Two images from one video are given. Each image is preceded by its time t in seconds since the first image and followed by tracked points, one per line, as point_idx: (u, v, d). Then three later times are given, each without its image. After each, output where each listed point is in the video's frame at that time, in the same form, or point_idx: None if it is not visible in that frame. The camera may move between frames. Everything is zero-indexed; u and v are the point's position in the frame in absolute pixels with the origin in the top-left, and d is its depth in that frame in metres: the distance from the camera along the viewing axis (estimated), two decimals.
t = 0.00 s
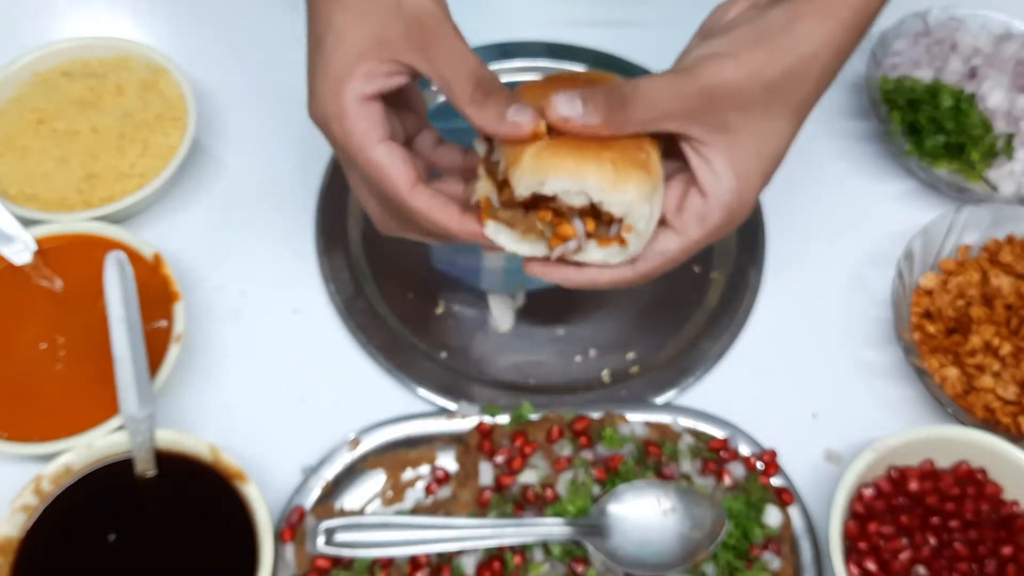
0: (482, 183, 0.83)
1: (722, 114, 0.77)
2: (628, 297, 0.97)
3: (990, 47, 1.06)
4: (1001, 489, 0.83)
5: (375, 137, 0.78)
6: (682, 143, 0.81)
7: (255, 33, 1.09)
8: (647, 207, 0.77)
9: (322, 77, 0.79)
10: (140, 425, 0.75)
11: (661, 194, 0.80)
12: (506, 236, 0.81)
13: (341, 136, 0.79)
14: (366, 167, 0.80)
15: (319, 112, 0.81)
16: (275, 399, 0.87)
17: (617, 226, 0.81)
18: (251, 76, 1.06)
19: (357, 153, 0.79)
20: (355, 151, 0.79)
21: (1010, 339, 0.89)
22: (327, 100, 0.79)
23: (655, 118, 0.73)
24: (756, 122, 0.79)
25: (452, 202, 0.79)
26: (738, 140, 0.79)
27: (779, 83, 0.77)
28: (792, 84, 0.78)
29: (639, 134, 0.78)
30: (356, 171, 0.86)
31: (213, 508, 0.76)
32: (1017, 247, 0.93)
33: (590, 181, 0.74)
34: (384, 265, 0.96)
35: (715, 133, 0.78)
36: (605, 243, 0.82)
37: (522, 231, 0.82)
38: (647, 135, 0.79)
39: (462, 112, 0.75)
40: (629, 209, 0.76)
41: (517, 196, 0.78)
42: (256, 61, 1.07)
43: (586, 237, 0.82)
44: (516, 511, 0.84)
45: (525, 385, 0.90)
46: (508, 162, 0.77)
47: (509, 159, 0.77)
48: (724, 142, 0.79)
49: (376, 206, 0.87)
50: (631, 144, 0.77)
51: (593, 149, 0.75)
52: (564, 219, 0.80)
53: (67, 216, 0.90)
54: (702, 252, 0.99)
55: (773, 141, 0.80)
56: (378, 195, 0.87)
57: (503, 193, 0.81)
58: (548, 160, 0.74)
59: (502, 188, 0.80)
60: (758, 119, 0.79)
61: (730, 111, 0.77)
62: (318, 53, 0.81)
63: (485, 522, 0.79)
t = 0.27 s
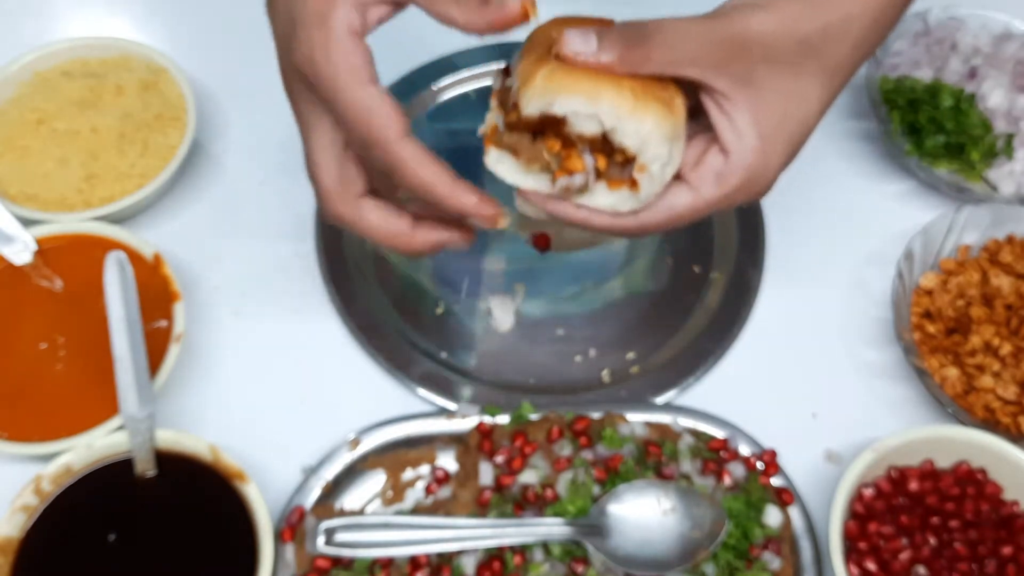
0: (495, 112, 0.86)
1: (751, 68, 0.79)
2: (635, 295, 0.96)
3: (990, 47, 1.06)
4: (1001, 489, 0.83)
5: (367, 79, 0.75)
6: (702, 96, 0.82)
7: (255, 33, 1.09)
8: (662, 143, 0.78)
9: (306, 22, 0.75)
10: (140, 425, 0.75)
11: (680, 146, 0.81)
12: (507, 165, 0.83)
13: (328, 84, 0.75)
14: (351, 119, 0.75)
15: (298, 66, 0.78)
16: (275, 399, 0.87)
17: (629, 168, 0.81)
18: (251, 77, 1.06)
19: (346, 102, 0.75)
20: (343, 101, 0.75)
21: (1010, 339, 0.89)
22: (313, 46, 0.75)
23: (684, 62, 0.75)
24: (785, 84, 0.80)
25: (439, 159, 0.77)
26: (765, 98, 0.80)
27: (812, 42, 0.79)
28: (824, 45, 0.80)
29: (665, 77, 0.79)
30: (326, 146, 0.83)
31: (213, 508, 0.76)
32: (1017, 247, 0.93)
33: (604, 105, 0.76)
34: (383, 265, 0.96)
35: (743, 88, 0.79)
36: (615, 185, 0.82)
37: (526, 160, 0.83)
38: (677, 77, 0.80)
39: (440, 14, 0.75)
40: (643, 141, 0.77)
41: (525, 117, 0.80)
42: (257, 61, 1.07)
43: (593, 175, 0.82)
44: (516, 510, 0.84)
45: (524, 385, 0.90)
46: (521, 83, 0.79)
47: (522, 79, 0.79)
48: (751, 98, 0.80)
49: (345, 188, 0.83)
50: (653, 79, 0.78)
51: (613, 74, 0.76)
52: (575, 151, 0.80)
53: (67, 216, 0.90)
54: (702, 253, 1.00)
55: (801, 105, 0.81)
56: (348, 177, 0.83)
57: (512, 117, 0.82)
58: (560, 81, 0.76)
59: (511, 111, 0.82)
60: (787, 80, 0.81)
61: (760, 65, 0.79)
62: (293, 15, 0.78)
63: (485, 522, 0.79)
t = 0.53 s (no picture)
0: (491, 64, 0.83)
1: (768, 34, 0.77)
2: (633, 296, 0.96)
3: (990, 47, 1.06)
4: (1001, 489, 0.83)
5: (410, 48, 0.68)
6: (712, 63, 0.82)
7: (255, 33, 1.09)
8: (669, 103, 0.77)
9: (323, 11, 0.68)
10: (140, 425, 0.75)
11: (688, 111, 0.80)
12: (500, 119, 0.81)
13: (366, 69, 0.68)
14: (407, 92, 0.68)
15: (331, 65, 0.70)
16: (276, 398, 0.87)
17: (634, 128, 0.80)
18: (251, 76, 1.06)
19: (391, 80, 0.67)
20: (390, 80, 0.67)
21: (1010, 339, 0.89)
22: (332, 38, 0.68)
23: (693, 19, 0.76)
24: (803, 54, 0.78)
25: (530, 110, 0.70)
26: (780, 65, 0.79)
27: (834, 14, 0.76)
28: (850, 19, 0.77)
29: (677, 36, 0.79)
30: (372, 139, 0.73)
31: (213, 508, 0.76)
32: (1017, 247, 0.93)
33: (614, 53, 0.74)
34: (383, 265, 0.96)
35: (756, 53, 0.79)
36: (615, 147, 0.81)
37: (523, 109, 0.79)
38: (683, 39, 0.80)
39: None
40: (653, 99, 0.77)
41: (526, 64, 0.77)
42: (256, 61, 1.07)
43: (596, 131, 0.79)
44: (516, 511, 0.84)
45: (525, 385, 0.90)
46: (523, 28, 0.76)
47: (524, 23, 0.76)
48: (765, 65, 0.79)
49: (406, 186, 0.74)
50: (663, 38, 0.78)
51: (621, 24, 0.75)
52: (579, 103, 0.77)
53: (67, 216, 0.90)
54: (702, 254, 0.99)
55: (818, 77, 0.79)
56: (410, 172, 0.74)
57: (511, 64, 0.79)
58: (569, 24, 0.74)
59: (512, 57, 0.79)
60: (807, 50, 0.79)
61: (777, 32, 0.77)
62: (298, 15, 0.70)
63: (485, 522, 0.79)
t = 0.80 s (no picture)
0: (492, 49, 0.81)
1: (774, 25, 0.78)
2: (633, 296, 0.96)
3: (990, 47, 1.06)
4: (1001, 489, 0.83)
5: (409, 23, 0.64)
6: (714, 51, 0.81)
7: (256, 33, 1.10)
8: (673, 94, 0.76)
9: None
10: (140, 425, 0.75)
11: (691, 100, 0.79)
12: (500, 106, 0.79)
13: (365, 44, 0.63)
14: (406, 74, 0.64)
15: (313, 54, 0.65)
16: (275, 398, 0.87)
17: (637, 117, 0.78)
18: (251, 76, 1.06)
19: (394, 55, 0.63)
20: (391, 55, 0.63)
21: (1010, 339, 0.89)
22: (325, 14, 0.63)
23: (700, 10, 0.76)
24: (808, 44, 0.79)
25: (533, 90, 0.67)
26: (784, 56, 0.79)
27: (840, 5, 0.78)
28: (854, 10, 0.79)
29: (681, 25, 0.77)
30: (365, 125, 0.68)
31: (213, 509, 0.76)
32: (1017, 247, 0.93)
33: (621, 43, 0.72)
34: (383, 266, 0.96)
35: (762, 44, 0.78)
36: (618, 136, 0.79)
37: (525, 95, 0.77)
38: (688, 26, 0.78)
39: None
40: (659, 88, 0.75)
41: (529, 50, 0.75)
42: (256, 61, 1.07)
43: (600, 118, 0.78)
44: (516, 511, 0.84)
45: (525, 385, 0.90)
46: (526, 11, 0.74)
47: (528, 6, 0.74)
48: (770, 56, 0.79)
49: (403, 178, 0.70)
50: (670, 27, 0.76)
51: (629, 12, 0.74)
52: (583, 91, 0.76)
53: (67, 215, 0.90)
54: (701, 254, 0.99)
55: (823, 68, 0.80)
56: (403, 161, 0.69)
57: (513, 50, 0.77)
58: (574, 11, 0.72)
59: (516, 42, 0.77)
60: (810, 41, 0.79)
61: (783, 22, 0.78)
62: None
63: (485, 522, 0.79)
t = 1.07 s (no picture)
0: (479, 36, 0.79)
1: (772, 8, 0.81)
2: (632, 296, 0.96)
3: (991, 47, 1.06)
4: (1001, 489, 0.82)
5: (411, 6, 0.64)
6: (714, 36, 0.83)
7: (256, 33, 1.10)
8: (674, 73, 0.75)
9: None
10: (140, 425, 0.75)
11: (691, 84, 0.78)
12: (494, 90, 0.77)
13: (364, 28, 0.64)
14: (409, 54, 0.64)
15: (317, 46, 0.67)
16: (275, 398, 0.87)
17: (638, 99, 0.77)
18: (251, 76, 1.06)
19: (393, 35, 0.64)
20: (392, 36, 0.63)
21: (1010, 338, 0.89)
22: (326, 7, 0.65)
23: None
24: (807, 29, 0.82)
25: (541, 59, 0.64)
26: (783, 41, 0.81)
27: None
28: None
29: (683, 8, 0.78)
30: (372, 111, 0.69)
31: (213, 509, 0.76)
32: (1017, 247, 0.93)
33: (620, 19, 0.71)
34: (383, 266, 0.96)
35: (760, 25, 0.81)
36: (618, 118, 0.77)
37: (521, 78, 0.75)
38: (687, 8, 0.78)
39: None
40: (660, 66, 0.74)
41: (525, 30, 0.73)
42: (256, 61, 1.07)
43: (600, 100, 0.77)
44: (516, 511, 0.84)
45: (525, 385, 0.90)
46: None
47: None
48: (770, 39, 0.81)
49: (412, 163, 0.71)
50: (669, 9, 0.76)
51: None
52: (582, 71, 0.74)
53: (67, 216, 0.90)
54: (701, 254, 0.99)
55: (824, 52, 0.81)
56: (414, 148, 0.71)
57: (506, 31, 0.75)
58: None
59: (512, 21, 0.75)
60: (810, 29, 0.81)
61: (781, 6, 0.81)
62: None
63: (485, 522, 0.79)
